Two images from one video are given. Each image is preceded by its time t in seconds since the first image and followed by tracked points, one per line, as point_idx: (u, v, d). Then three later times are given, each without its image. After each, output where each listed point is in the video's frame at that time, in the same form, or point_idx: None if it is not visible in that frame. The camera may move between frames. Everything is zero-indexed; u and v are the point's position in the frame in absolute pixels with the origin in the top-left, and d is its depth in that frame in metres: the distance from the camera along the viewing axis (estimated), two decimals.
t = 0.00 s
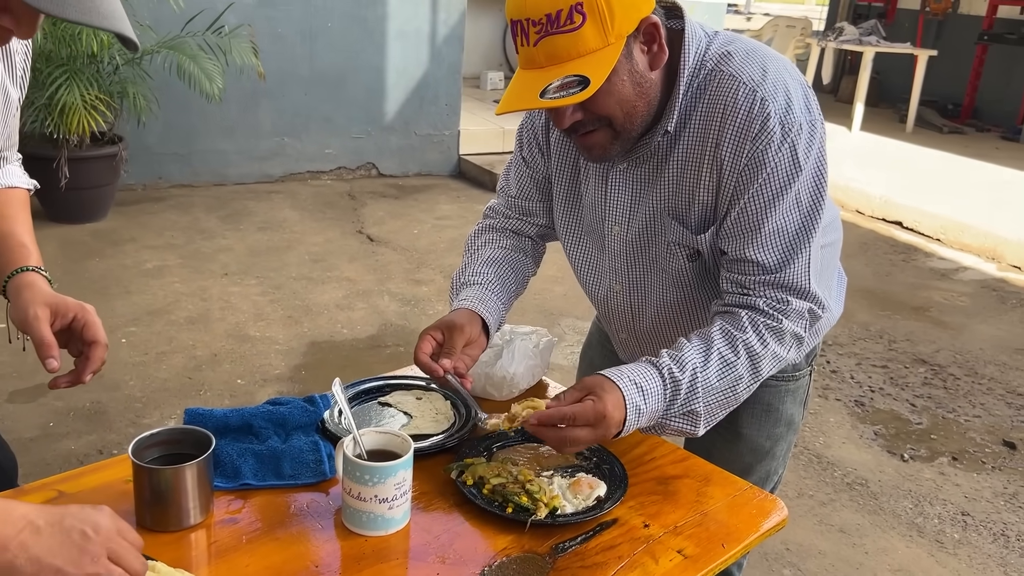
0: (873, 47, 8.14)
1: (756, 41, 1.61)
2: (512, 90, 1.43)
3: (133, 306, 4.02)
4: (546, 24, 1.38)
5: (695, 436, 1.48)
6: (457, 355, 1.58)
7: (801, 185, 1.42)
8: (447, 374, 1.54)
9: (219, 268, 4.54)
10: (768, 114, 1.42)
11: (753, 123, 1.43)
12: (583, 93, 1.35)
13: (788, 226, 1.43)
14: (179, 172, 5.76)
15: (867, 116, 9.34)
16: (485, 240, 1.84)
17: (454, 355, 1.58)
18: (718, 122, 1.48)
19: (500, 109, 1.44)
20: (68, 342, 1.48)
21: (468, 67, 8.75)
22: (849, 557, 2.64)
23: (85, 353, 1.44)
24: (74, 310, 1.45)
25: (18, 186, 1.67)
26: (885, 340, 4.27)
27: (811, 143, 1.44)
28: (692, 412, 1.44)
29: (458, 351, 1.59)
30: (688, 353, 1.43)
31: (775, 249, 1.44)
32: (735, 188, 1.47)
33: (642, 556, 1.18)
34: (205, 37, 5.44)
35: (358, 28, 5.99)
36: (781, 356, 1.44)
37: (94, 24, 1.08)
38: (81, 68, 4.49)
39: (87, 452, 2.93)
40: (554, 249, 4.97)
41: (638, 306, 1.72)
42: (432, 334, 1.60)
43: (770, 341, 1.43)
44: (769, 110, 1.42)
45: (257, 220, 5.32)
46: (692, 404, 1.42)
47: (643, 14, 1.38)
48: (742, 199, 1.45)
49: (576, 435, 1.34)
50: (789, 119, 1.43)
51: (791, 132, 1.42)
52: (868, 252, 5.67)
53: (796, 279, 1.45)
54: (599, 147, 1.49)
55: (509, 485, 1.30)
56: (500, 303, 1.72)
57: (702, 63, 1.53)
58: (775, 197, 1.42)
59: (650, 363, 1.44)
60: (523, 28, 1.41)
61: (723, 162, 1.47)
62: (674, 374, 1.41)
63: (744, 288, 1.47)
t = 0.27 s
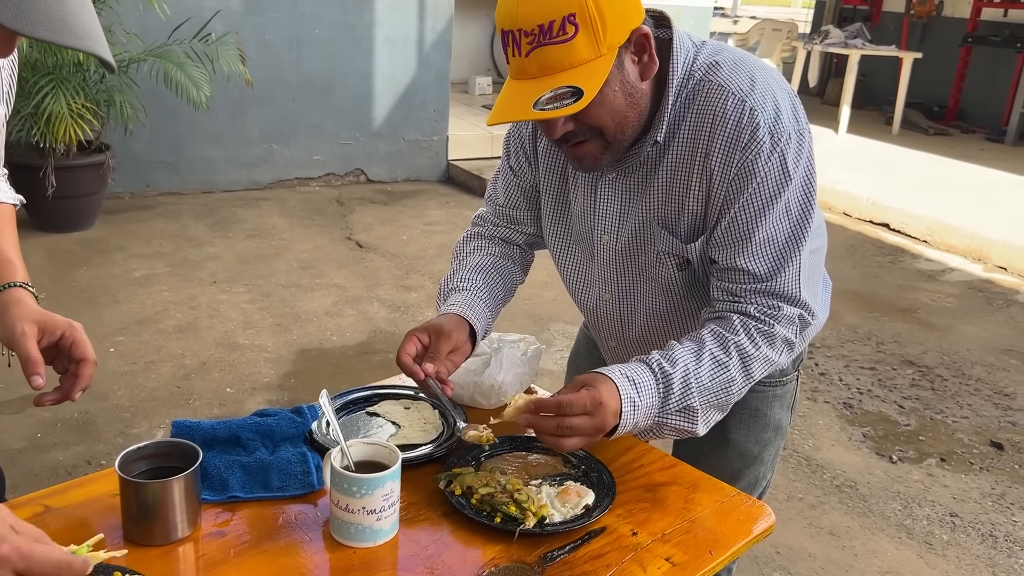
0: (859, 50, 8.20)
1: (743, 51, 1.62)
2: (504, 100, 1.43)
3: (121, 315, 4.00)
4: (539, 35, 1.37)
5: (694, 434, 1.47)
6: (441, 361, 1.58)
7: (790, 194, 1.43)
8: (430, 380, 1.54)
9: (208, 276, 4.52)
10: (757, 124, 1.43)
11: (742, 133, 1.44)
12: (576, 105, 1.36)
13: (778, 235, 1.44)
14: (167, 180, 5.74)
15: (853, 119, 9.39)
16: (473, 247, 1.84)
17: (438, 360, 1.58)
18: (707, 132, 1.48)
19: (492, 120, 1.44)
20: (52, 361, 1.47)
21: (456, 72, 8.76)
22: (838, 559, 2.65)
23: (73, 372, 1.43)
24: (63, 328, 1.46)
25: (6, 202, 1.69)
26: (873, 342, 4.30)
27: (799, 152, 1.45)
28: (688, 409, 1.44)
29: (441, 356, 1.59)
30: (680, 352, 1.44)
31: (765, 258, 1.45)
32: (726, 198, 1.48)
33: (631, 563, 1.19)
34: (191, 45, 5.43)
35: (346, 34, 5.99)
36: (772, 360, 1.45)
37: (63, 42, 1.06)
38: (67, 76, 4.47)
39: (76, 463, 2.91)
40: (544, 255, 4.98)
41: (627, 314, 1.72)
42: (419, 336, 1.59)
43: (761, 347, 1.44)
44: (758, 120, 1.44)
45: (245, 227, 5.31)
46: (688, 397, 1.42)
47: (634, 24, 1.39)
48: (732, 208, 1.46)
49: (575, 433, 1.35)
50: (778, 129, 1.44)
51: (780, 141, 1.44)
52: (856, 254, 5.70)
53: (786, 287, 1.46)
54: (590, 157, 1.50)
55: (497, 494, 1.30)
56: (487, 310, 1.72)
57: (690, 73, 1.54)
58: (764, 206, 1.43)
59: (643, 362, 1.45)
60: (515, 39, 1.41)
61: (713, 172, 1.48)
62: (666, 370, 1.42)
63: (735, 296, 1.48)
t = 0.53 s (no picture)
0: (850, 51, 8.23)
1: (743, 55, 1.62)
2: (508, 107, 1.42)
3: (114, 320, 3.98)
4: (544, 42, 1.37)
5: (703, 426, 1.45)
6: (439, 361, 1.60)
7: (791, 200, 1.44)
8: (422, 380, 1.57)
9: (200, 281, 4.51)
10: (759, 131, 1.43)
11: (744, 139, 1.44)
12: (582, 114, 1.36)
13: (778, 241, 1.45)
14: (159, 185, 5.72)
15: (845, 120, 9.43)
16: (467, 245, 1.84)
17: (436, 361, 1.60)
18: (708, 138, 1.49)
19: (494, 127, 1.43)
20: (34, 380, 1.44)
21: (448, 76, 8.77)
22: (833, 560, 2.66)
23: (50, 393, 1.40)
24: (44, 347, 1.43)
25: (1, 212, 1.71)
26: (867, 343, 4.31)
27: (800, 158, 1.46)
28: (689, 401, 1.42)
29: (441, 356, 1.61)
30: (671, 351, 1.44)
31: (765, 263, 1.45)
32: (727, 203, 1.48)
33: (626, 566, 1.19)
34: (183, 49, 5.42)
35: (338, 38, 5.99)
36: (768, 362, 1.45)
37: (45, 57, 1.15)
38: (58, 81, 4.45)
39: (68, 470, 2.90)
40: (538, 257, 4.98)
41: (625, 317, 1.73)
42: (422, 332, 1.60)
43: (761, 352, 1.44)
44: (760, 126, 1.44)
45: (238, 231, 5.29)
46: (685, 390, 1.41)
47: (638, 30, 1.39)
48: (733, 214, 1.46)
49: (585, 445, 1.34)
50: (779, 135, 1.45)
51: (781, 148, 1.44)
52: (848, 255, 5.72)
53: (786, 292, 1.46)
54: (592, 162, 1.50)
55: (493, 498, 1.29)
56: (484, 310, 1.72)
57: (691, 78, 1.54)
58: (765, 212, 1.43)
59: (636, 365, 1.46)
60: (519, 45, 1.40)
61: (714, 178, 1.48)
62: (656, 366, 1.43)
63: (734, 301, 1.48)
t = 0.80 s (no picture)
0: (845, 52, 8.25)
1: (743, 58, 1.62)
2: (507, 113, 1.42)
3: (110, 323, 3.97)
4: (544, 48, 1.36)
5: (690, 425, 1.44)
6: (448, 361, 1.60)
7: (788, 206, 1.44)
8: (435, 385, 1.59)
9: (197, 283, 4.50)
10: (757, 135, 1.43)
11: (741, 143, 1.44)
12: (582, 122, 1.36)
13: (774, 246, 1.45)
14: (155, 188, 5.71)
15: (841, 120, 9.45)
16: (463, 241, 1.83)
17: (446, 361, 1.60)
18: (706, 141, 1.48)
19: (494, 133, 1.43)
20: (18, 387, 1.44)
21: (444, 77, 8.77)
22: (832, 560, 2.66)
23: (35, 403, 1.40)
24: (29, 355, 1.42)
25: None
26: (864, 342, 4.31)
27: (797, 164, 1.46)
28: (672, 399, 1.41)
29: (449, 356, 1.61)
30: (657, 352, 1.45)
31: (759, 267, 1.45)
32: (724, 207, 1.48)
33: (626, 567, 1.18)
34: (178, 52, 5.41)
35: (333, 40, 5.98)
36: (755, 368, 1.45)
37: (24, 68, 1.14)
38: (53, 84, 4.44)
39: (65, 473, 2.88)
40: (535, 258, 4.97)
41: (622, 317, 1.73)
42: (445, 332, 1.60)
43: (755, 355, 1.44)
44: (757, 131, 1.44)
45: (234, 233, 5.28)
46: (668, 389, 1.41)
47: (639, 36, 1.39)
48: (730, 218, 1.46)
49: (572, 447, 1.34)
50: (777, 140, 1.44)
51: (779, 153, 1.44)
52: (845, 255, 5.73)
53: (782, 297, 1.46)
54: (591, 166, 1.50)
55: (492, 499, 1.29)
56: (486, 307, 1.72)
57: (690, 81, 1.54)
58: (761, 217, 1.43)
59: (620, 370, 1.47)
60: (519, 51, 1.39)
61: (711, 182, 1.48)
62: (639, 367, 1.44)
63: (725, 304, 1.48)
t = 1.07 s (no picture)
0: (842, 51, 8.25)
1: (738, 58, 1.62)
2: (501, 114, 1.42)
3: (107, 325, 3.96)
4: (538, 49, 1.36)
5: (677, 429, 1.44)
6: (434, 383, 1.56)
7: (779, 205, 1.43)
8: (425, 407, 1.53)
9: (194, 285, 4.49)
10: (749, 134, 1.43)
11: (734, 142, 1.44)
12: (576, 122, 1.35)
13: (766, 245, 1.44)
14: (152, 189, 5.70)
15: (838, 120, 9.46)
16: (459, 250, 1.83)
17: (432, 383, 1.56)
18: (699, 141, 1.48)
19: (488, 134, 1.43)
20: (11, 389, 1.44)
21: (441, 78, 8.77)
22: (829, 560, 2.66)
23: (28, 405, 1.40)
24: (22, 356, 1.42)
25: None
26: (861, 342, 4.32)
27: (789, 163, 1.45)
28: (661, 403, 1.41)
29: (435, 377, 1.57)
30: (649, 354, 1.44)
31: (749, 267, 1.45)
32: (715, 207, 1.47)
33: (623, 569, 1.18)
34: (175, 52, 5.40)
35: (330, 40, 5.97)
36: (742, 369, 1.45)
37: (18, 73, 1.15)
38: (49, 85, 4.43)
39: (62, 476, 2.88)
40: (532, 259, 4.97)
41: (618, 318, 1.73)
42: (420, 355, 1.56)
43: (746, 356, 1.44)
44: (750, 130, 1.43)
45: (231, 234, 5.28)
46: (657, 394, 1.40)
47: (633, 36, 1.39)
48: (721, 218, 1.46)
49: (561, 457, 1.33)
50: (769, 139, 1.44)
51: (771, 152, 1.44)
52: (842, 255, 5.73)
53: (774, 296, 1.46)
54: (585, 167, 1.50)
55: (488, 501, 1.29)
56: (474, 317, 1.70)
57: (684, 81, 1.54)
58: (753, 217, 1.43)
59: (609, 372, 1.45)
60: (512, 52, 1.39)
61: (703, 181, 1.48)
62: (629, 370, 1.43)
63: (716, 304, 1.48)
